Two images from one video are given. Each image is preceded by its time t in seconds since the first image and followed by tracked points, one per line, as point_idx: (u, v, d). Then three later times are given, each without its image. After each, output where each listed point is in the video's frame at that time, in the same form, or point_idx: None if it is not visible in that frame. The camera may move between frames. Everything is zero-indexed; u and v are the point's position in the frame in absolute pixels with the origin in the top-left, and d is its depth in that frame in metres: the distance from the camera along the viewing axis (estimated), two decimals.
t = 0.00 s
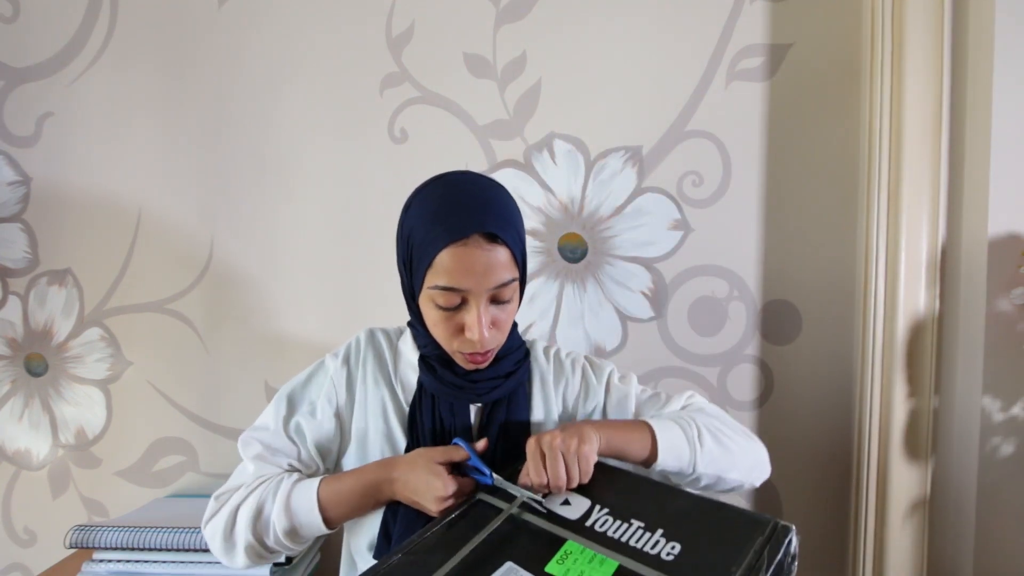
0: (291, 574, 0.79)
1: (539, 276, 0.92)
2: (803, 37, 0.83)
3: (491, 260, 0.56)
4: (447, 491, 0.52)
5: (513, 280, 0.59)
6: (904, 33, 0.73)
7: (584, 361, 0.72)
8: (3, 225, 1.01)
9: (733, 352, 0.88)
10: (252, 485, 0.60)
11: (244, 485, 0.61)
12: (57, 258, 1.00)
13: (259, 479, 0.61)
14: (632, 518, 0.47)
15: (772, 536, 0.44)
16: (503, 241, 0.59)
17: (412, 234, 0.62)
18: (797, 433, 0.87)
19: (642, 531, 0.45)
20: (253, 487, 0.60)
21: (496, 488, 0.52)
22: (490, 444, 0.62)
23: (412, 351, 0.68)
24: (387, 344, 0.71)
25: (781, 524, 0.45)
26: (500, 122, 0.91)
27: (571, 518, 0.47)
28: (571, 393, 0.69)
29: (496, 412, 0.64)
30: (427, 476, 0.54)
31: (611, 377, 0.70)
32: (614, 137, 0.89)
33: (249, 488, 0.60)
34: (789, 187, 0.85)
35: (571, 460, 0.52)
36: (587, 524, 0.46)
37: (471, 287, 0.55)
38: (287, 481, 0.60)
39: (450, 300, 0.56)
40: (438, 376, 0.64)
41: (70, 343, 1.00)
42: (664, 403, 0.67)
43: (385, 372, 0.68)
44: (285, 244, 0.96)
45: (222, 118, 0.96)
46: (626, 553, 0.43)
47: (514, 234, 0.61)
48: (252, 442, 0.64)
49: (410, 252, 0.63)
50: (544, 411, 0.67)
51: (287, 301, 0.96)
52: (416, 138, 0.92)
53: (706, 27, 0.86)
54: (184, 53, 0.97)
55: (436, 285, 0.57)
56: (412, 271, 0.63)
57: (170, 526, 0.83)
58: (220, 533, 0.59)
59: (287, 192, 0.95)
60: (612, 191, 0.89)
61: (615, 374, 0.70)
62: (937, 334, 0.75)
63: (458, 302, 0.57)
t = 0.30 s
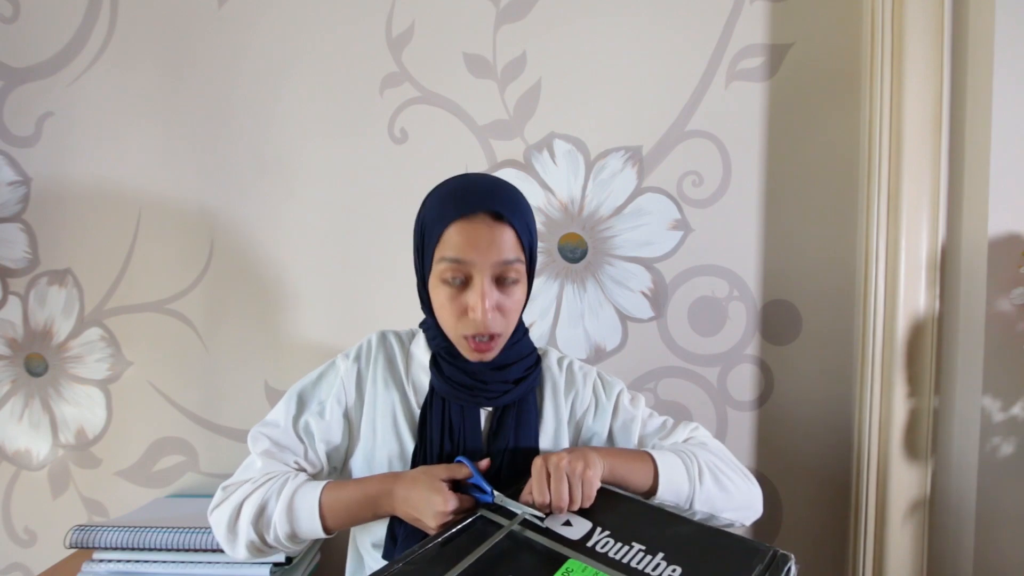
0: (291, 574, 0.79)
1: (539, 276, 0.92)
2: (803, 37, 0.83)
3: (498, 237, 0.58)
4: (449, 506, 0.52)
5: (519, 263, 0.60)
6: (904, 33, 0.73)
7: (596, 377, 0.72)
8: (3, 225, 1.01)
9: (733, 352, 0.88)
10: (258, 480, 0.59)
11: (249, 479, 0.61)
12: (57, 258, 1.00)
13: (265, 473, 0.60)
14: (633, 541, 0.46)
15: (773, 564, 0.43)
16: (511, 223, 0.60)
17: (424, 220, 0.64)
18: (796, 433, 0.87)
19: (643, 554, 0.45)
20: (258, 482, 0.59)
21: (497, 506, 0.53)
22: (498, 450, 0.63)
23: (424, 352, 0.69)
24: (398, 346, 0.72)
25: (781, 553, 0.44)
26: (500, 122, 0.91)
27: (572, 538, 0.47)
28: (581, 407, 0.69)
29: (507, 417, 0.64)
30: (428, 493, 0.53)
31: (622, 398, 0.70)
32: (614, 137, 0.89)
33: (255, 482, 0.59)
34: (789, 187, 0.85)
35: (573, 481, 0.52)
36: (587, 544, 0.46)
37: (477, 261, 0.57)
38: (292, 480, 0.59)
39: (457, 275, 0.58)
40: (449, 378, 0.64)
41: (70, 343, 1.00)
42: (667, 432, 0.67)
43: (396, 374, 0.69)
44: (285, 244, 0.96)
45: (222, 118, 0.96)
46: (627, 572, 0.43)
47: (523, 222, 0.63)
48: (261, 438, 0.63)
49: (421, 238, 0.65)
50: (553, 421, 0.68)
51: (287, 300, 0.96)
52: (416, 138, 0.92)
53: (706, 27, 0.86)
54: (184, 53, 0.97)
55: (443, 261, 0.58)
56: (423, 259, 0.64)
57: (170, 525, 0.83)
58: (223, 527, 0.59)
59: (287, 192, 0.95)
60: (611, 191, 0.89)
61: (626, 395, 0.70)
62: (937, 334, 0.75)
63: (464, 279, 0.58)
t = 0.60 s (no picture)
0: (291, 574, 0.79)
1: (539, 276, 0.92)
2: (803, 37, 0.83)
3: (476, 192, 0.63)
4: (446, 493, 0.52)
5: (500, 221, 0.64)
6: (904, 32, 0.73)
7: (596, 367, 0.72)
8: (3, 225, 1.01)
9: (733, 352, 0.88)
10: (256, 481, 0.60)
11: (248, 481, 0.61)
12: (57, 258, 1.00)
13: (263, 474, 0.60)
14: (631, 522, 0.46)
15: (773, 542, 0.43)
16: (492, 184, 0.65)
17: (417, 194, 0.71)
18: (796, 433, 0.87)
19: (641, 536, 0.45)
20: (257, 483, 0.60)
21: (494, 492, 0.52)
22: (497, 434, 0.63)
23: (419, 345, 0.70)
24: (394, 342, 0.72)
25: (781, 530, 0.44)
26: (500, 122, 0.91)
27: (570, 523, 0.47)
28: (581, 396, 0.69)
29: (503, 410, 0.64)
30: (427, 479, 0.53)
31: (622, 385, 0.70)
32: (614, 137, 0.89)
33: (253, 483, 0.60)
34: (789, 186, 0.85)
35: (567, 463, 0.52)
36: (585, 529, 0.46)
37: (456, 211, 0.62)
38: (291, 478, 0.60)
39: (439, 227, 0.63)
40: (439, 360, 0.65)
41: (70, 343, 1.00)
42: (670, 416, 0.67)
43: (392, 368, 0.69)
44: (285, 244, 0.96)
45: (222, 118, 0.96)
46: (625, 557, 0.42)
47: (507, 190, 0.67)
48: (256, 437, 0.64)
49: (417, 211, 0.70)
50: (555, 410, 0.67)
51: (287, 300, 0.96)
52: (416, 139, 0.92)
53: (706, 27, 0.86)
54: (184, 53, 0.97)
55: (428, 218, 0.64)
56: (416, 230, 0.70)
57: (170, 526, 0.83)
58: (222, 529, 0.59)
59: (287, 192, 0.95)
60: (612, 191, 0.89)
61: (626, 382, 0.70)
62: (937, 334, 0.75)
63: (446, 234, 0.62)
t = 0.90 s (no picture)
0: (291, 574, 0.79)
1: (539, 276, 0.92)
2: (804, 37, 0.83)
3: (474, 180, 0.65)
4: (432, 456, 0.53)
5: (497, 211, 0.66)
6: (904, 32, 0.73)
7: (584, 340, 0.73)
8: (3, 225, 1.01)
9: (733, 352, 0.88)
10: (227, 461, 0.60)
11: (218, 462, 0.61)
12: (57, 258, 1.00)
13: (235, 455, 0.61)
14: (626, 459, 0.45)
15: (773, 466, 0.41)
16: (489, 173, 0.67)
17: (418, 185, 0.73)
18: (797, 434, 0.87)
19: (635, 474, 0.44)
20: (227, 463, 0.60)
21: (485, 444, 0.52)
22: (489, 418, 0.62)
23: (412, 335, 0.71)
24: (386, 332, 0.74)
25: (786, 449, 0.42)
26: (500, 122, 0.91)
27: (564, 467, 0.47)
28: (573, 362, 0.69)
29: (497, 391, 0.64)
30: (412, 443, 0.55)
31: (612, 351, 0.71)
32: (614, 137, 0.89)
33: (224, 463, 0.60)
34: (790, 186, 0.86)
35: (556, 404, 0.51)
36: (580, 473, 0.46)
37: (453, 197, 0.64)
38: (263, 455, 0.60)
39: (436, 213, 0.64)
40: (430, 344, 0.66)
41: (70, 343, 1.00)
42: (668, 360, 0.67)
43: (383, 356, 0.71)
44: (284, 244, 0.96)
45: (223, 118, 0.96)
46: (618, 501, 0.42)
47: (505, 178, 0.69)
48: (241, 418, 0.65)
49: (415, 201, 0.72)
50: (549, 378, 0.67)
51: (286, 300, 0.96)
52: (416, 139, 0.92)
53: (706, 27, 0.86)
54: (184, 53, 0.97)
55: (426, 205, 0.65)
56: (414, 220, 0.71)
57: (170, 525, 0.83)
58: (192, 512, 0.59)
59: (287, 192, 0.95)
60: (612, 191, 0.89)
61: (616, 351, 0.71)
62: (937, 334, 0.75)
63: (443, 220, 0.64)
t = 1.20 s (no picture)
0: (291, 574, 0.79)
1: (539, 276, 0.92)
2: (804, 37, 0.83)
3: (475, 164, 0.65)
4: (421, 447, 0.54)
5: (498, 196, 0.65)
6: (905, 33, 0.74)
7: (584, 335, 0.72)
8: (3, 225, 1.01)
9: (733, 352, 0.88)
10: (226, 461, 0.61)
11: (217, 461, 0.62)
12: (57, 258, 1.00)
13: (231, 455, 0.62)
14: (612, 433, 0.44)
15: (762, 432, 0.38)
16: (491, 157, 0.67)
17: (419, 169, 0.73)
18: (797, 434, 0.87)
19: (622, 449, 0.43)
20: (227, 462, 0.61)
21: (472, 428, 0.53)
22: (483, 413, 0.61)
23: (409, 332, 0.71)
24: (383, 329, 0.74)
25: (775, 412, 0.39)
26: (500, 122, 0.91)
27: (551, 446, 0.46)
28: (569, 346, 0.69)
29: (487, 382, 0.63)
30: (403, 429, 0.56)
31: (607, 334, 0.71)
32: (614, 136, 0.89)
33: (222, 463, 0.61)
34: (790, 187, 0.86)
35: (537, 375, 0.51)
36: (567, 451, 0.45)
37: (454, 182, 0.64)
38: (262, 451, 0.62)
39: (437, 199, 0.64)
40: (424, 336, 0.66)
41: (70, 343, 1.00)
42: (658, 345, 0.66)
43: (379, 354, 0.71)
44: (284, 244, 0.96)
45: (223, 119, 0.96)
46: (603, 481, 0.41)
47: (507, 164, 0.69)
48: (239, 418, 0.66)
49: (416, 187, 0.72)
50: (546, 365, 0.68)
51: (286, 301, 0.96)
52: (416, 139, 0.92)
53: (706, 27, 0.86)
54: (184, 53, 0.97)
55: (427, 189, 0.65)
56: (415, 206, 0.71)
57: (170, 526, 0.83)
58: (192, 514, 0.59)
59: (287, 192, 0.95)
60: (612, 191, 0.89)
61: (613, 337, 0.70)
62: (937, 334, 0.75)
63: (443, 206, 0.64)
